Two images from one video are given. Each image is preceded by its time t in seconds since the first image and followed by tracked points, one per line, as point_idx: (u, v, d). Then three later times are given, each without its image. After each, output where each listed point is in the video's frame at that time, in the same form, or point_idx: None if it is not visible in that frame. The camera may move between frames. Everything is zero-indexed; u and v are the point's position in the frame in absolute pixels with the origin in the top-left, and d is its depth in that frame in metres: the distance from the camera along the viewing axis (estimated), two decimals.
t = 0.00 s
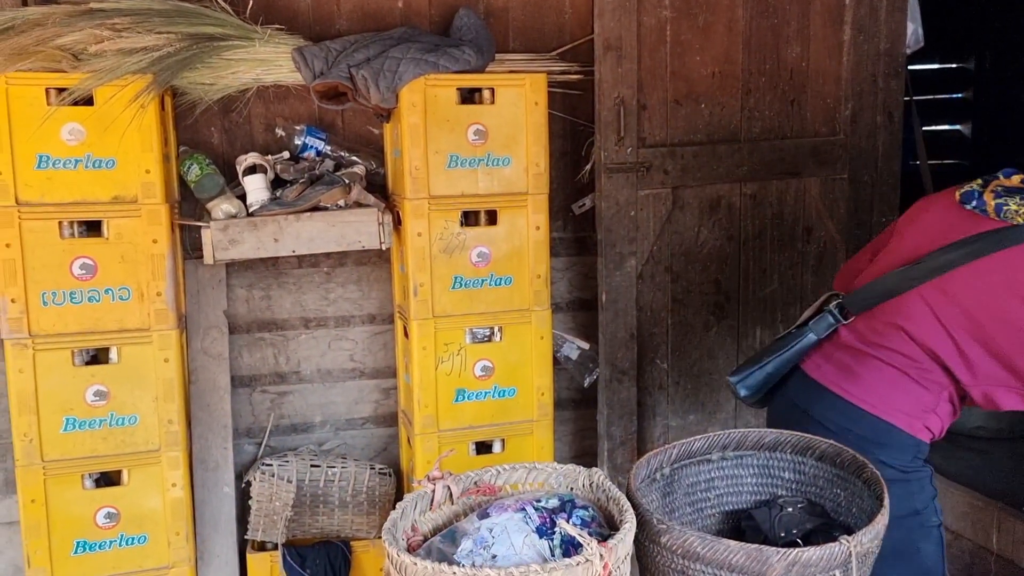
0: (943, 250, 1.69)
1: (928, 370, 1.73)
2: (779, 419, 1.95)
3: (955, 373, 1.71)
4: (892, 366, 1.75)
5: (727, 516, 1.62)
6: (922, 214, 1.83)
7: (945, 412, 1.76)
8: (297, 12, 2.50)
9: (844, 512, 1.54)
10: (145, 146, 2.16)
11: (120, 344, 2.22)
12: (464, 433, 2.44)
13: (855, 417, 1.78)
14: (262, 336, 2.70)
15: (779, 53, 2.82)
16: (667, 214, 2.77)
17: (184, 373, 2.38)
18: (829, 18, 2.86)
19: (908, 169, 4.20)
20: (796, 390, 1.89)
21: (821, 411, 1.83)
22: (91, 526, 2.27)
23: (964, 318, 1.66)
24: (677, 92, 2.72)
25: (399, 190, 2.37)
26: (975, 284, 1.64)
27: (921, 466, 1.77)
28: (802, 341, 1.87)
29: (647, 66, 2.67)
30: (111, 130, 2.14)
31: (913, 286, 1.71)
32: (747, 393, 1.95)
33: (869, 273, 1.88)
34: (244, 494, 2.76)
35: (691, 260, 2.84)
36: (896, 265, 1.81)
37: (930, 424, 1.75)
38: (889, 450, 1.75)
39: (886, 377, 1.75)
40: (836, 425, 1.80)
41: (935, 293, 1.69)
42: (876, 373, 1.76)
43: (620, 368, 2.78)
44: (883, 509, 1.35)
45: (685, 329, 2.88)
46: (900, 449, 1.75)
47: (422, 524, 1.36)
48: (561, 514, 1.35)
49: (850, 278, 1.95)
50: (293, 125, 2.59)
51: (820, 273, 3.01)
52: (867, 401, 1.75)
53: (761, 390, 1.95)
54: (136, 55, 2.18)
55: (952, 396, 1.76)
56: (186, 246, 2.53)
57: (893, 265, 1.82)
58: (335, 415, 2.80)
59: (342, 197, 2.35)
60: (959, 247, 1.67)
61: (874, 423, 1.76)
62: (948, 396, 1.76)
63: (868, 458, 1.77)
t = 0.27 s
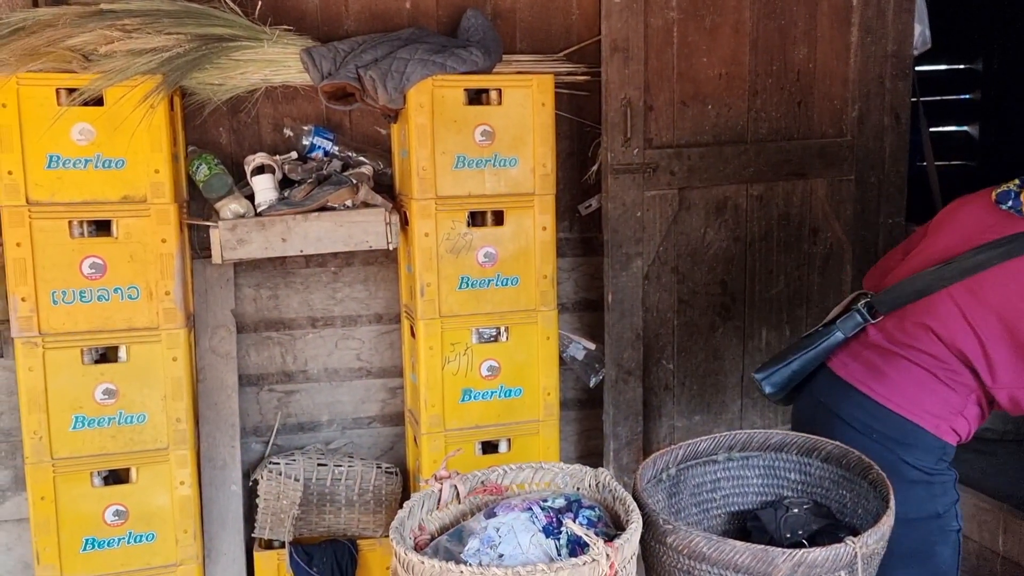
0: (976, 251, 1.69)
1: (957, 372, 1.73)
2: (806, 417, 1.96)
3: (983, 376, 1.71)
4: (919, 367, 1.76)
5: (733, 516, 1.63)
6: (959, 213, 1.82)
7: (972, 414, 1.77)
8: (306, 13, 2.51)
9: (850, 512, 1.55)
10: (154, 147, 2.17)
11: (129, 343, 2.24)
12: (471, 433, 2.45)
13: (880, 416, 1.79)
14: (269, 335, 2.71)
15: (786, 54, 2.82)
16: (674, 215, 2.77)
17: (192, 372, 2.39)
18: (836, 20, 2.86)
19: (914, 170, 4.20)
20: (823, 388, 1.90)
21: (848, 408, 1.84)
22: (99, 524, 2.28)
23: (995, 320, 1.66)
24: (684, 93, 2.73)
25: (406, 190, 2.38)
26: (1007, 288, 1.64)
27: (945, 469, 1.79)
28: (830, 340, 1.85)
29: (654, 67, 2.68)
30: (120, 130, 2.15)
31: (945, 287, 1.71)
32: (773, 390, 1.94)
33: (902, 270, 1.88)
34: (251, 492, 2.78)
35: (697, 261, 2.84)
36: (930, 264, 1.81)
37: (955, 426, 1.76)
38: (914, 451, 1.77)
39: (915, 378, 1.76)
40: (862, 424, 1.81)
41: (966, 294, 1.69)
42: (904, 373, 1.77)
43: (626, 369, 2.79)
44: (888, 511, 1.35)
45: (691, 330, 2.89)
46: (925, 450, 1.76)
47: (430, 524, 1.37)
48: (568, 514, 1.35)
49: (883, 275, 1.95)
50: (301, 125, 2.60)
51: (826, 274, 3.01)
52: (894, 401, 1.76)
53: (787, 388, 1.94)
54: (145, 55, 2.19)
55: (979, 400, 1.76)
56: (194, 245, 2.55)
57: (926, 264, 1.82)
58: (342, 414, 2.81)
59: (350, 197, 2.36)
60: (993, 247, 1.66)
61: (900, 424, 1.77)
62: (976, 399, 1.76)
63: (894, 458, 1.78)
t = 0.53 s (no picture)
0: (996, 252, 1.69)
1: (974, 374, 1.73)
2: (822, 416, 1.96)
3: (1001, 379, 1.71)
4: (936, 368, 1.76)
5: (742, 516, 1.63)
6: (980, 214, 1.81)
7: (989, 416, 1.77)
8: (317, 14, 2.53)
9: (859, 513, 1.55)
10: (167, 147, 2.19)
11: (141, 341, 2.26)
12: (480, 432, 2.45)
13: (897, 416, 1.79)
14: (279, 334, 2.72)
15: (796, 55, 2.82)
16: (683, 216, 2.78)
17: (204, 371, 2.41)
18: (846, 21, 2.86)
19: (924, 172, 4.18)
20: (840, 386, 1.91)
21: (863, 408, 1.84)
22: (111, 521, 2.30)
23: (1013, 323, 1.66)
24: (694, 94, 2.73)
25: (417, 190, 2.39)
26: None
27: (961, 470, 1.78)
28: (847, 339, 1.88)
29: (664, 69, 2.69)
30: (133, 130, 2.17)
31: (963, 288, 1.71)
32: (789, 389, 1.96)
33: (921, 271, 1.87)
34: (261, 490, 2.79)
35: (706, 262, 2.85)
36: (950, 265, 1.81)
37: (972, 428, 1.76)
38: (930, 451, 1.77)
39: (932, 379, 1.76)
40: (877, 423, 1.81)
41: (984, 296, 1.69)
42: (922, 374, 1.77)
43: (634, 369, 2.80)
44: (898, 512, 1.36)
45: (700, 330, 2.89)
46: (940, 451, 1.77)
47: (439, 521, 1.38)
48: (577, 512, 1.36)
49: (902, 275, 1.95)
50: (311, 125, 2.61)
51: (835, 276, 3.01)
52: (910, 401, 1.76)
53: (803, 387, 1.96)
54: (158, 56, 2.21)
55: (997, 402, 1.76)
56: (205, 244, 2.56)
57: (946, 265, 1.81)
58: (351, 413, 2.83)
59: (360, 196, 2.37)
60: (1012, 249, 1.66)
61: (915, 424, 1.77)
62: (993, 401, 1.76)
63: (908, 458, 1.78)
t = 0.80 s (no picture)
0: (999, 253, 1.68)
1: (977, 374, 1.73)
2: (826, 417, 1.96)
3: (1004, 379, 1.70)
4: (939, 368, 1.75)
5: (748, 517, 1.63)
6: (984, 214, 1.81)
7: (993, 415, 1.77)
8: (325, 13, 2.53)
9: (866, 515, 1.55)
10: (175, 145, 2.19)
11: (148, 339, 2.26)
12: (486, 432, 2.46)
13: (901, 416, 1.79)
14: (286, 333, 2.73)
15: (803, 56, 2.82)
16: (690, 216, 2.78)
17: (211, 369, 2.41)
18: (854, 21, 2.86)
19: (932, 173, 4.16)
20: (844, 387, 1.90)
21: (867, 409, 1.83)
22: (117, 518, 2.31)
23: (1017, 322, 1.66)
24: (701, 94, 2.73)
25: (424, 189, 2.40)
26: None
27: (965, 470, 1.78)
28: (852, 340, 1.87)
29: (671, 69, 2.68)
30: (141, 129, 2.17)
31: (966, 289, 1.71)
32: (795, 390, 1.96)
33: (926, 270, 1.87)
34: (267, 489, 2.80)
35: (713, 262, 2.84)
36: (953, 266, 1.80)
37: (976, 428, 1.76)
38: (934, 452, 1.76)
39: (935, 379, 1.75)
40: (881, 424, 1.81)
41: (987, 296, 1.68)
42: (925, 374, 1.77)
43: (640, 369, 2.80)
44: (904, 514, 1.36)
45: (706, 331, 2.89)
46: (945, 451, 1.76)
47: (445, 521, 1.39)
48: (583, 511, 1.36)
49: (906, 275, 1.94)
50: (319, 125, 2.62)
51: (842, 277, 3.00)
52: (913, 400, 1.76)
53: (809, 388, 1.96)
54: (167, 55, 2.22)
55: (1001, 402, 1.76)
56: (213, 243, 2.57)
57: (950, 266, 1.81)
58: (357, 412, 2.83)
59: (367, 196, 2.38)
60: (1016, 250, 1.66)
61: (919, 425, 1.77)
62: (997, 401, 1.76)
63: (912, 458, 1.78)
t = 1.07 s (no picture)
0: (995, 254, 1.68)
1: (972, 373, 1.73)
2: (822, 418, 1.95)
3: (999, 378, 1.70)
4: (934, 368, 1.75)
5: (755, 517, 1.63)
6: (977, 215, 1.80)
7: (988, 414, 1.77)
8: (334, 12, 2.53)
9: (874, 516, 1.55)
10: (185, 143, 2.20)
11: (156, 336, 2.27)
12: (492, 431, 2.46)
13: (897, 416, 1.78)
14: (294, 330, 2.74)
15: (812, 55, 2.81)
16: (697, 215, 2.77)
17: (219, 366, 2.42)
18: (864, 21, 2.85)
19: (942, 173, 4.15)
20: (840, 388, 1.90)
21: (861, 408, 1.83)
22: (126, 515, 2.32)
23: (1012, 322, 1.66)
24: (710, 94, 2.73)
25: (431, 188, 2.40)
26: None
27: (961, 469, 1.78)
28: (847, 340, 1.87)
29: (680, 69, 2.68)
30: (151, 127, 2.18)
31: (962, 290, 1.71)
32: (791, 390, 1.95)
33: (920, 273, 1.86)
34: (274, 486, 2.81)
35: (720, 262, 2.84)
36: (947, 267, 1.79)
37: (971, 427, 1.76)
38: (930, 451, 1.76)
39: (930, 379, 1.75)
40: (878, 424, 1.81)
41: (982, 298, 1.68)
42: (920, 374, 1.76)
43: (647, 369, 2.80)
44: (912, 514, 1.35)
45: (713, 331, 2.88)
46: (941, 450, 1.76)
47: (453, 519, 1.39)
48: (591, 510, 1.36)
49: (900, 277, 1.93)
50: (327, 123, 2.62)
51: (850, 277, 2.99)
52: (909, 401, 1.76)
53: (805, 388, 1.95)
54: (177, 53, 2.22)
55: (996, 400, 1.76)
56: (221, 241, 2.58)
57: (942, 268, 1.80)
58: (364, 410, 2.84)
59: (375, 194, 2.38)
60: (1012, 251, 1.65)
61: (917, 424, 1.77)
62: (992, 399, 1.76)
63: (908, 457, 1.78)
